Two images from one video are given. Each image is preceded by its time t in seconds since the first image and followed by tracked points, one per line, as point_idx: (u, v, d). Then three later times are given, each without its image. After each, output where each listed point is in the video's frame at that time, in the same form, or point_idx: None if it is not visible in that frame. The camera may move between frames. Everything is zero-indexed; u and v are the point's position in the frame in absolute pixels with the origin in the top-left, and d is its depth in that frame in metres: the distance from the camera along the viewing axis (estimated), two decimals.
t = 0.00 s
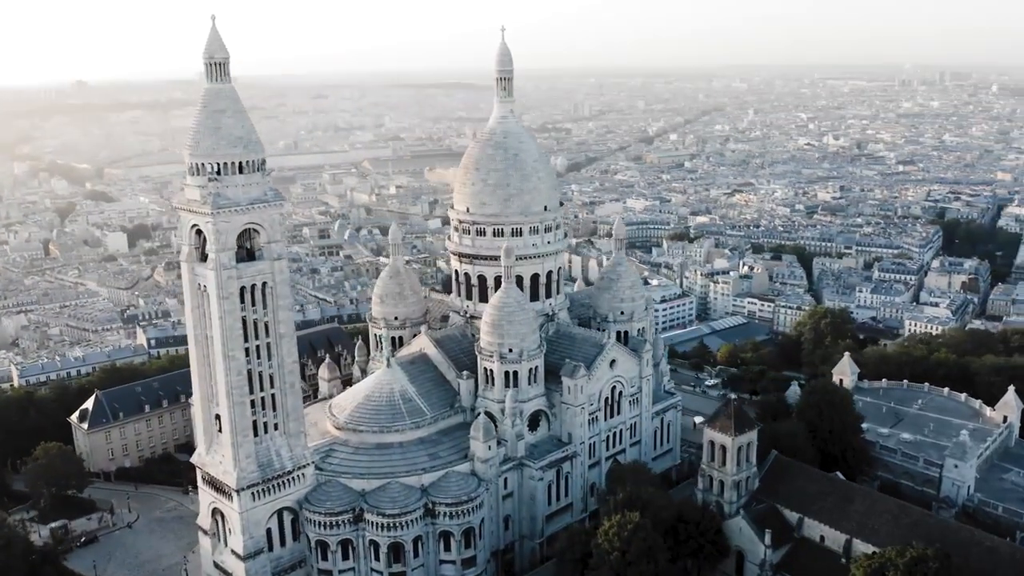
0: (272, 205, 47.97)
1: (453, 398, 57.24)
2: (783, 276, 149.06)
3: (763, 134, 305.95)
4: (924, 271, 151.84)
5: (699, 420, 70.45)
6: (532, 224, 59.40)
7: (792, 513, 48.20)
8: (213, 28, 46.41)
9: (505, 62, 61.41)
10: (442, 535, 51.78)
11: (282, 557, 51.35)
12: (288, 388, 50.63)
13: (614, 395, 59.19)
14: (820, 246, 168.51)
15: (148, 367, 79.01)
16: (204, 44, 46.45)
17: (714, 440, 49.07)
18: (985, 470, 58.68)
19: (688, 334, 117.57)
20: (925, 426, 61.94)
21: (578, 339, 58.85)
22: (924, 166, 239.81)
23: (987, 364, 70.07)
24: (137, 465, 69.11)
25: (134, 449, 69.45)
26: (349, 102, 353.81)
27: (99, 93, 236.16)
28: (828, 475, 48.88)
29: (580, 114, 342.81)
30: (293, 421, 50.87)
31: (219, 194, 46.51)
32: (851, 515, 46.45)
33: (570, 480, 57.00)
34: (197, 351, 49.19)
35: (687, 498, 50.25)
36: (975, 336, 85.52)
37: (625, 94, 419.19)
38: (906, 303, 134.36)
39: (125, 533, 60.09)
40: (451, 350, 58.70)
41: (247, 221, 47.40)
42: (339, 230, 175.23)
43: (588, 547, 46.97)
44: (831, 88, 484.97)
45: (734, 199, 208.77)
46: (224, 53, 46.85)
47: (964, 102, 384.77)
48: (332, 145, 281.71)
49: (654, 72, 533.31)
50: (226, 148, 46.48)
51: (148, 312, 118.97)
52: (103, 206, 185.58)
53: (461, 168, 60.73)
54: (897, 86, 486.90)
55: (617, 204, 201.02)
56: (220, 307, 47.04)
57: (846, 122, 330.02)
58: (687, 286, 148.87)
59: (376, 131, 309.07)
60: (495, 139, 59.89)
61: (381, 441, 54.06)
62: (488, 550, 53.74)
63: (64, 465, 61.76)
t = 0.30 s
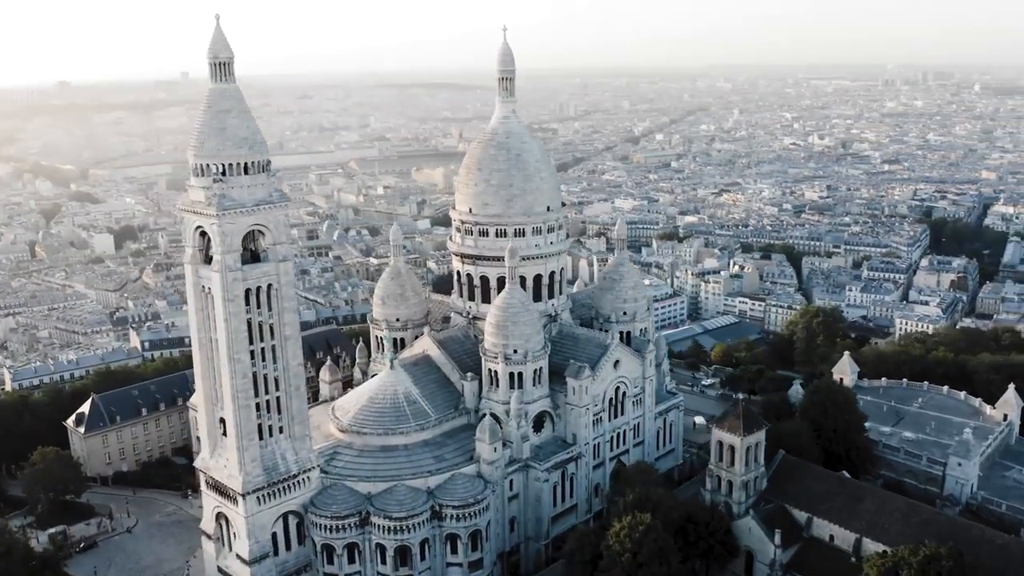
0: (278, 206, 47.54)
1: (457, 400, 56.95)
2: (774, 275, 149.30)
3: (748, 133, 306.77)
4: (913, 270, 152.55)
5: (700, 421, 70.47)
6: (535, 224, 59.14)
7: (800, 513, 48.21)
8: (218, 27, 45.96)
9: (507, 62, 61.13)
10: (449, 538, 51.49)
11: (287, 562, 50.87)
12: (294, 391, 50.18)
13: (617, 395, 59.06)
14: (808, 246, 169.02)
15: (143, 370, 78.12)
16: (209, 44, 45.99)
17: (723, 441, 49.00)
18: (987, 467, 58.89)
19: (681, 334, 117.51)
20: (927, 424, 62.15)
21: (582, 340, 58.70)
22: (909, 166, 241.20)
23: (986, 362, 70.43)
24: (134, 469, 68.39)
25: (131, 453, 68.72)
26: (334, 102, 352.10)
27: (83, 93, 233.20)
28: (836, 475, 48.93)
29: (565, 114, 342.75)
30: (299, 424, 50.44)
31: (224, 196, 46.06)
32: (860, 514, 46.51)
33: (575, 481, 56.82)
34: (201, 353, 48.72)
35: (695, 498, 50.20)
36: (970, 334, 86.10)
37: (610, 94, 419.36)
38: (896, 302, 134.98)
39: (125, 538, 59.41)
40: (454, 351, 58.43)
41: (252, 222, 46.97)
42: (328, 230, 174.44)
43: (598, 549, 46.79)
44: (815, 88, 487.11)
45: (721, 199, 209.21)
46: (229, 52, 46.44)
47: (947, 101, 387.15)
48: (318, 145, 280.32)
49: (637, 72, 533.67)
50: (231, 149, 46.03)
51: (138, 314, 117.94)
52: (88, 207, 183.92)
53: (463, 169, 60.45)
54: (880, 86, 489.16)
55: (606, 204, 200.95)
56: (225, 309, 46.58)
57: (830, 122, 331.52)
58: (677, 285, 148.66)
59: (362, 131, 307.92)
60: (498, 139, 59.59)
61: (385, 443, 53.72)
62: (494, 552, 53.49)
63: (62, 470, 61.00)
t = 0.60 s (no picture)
0: (283, 207, 47.05)
1: (461, 402, 56.61)
2: (764, 274, 149.59)
3: (733, 133, 307.47)
4: (901, 269, 153.36)
5: (700, 421, 70.50)
6: (538, 224, 58.90)
7: (809, 513, 48.20)
8: (222, 26, 45.45)
9: (509, 62, 60.85)
10: (455, 540, 51.13)
11: (293, 566, 50.37)
12: (299, 394, 49.70)
13: (621, 396, 58.88)
14: (797, 245, 169.58)
15: (138, 372, 77.27)
16: (213, 43, 45.49)
17: (731, 441, 48.93)
18: (989, 465, 58.99)
19: (673, 334, 117.42)
20: (928, 421, 62.35)
21: (585, 340, 58.52)
22: (894, 165, 242.54)
23: (984, 360, 70.69)
24: (131, 473, 67.70)
25: (128, 456, 68.05)
26: (318, 102, 350.16)
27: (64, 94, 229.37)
28: (844, 474, 48.97)
29: (551, 114, 342.39)
30: (304, 427, 49.99)
31: (230, 197, 45.53)
32: (870, 513, 46.54)
33: (580, 483, 56.61)
34: (206, 356, 48.25)
35: (703, 499, 50.08)
36: (964, 333, 86.67)
37: (594, 94, 419.29)
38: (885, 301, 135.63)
39: (124, 543, 58.76)
40: (457, 353, 58.10)
41: (258, 224, 46.48)
42: (316, 231, 173.53)
43: (608, 550, 46.59)
44: (798, 88, 488.95)
45: (709, 199, 209.59)
46: (233, 52, 45.94)
47: (930, 101, 389.65)
48: (303, 145, 278.64)
49: (621, 72, 533.89)
50: (237, 149, 45.54)
51: (127, 316, 116.73)
52: (73, 208, 182.05)
53: (465, 169, 60.09)
54: (863, 86, 491.36)
55: (594, 204, 200.83)
56: (231, 311, 46.10)
57: (815, 121, 332.90)
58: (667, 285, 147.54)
59: (347, 131, 306.47)
60: (500, 139, 59.28)
61: (390, 446, 53.36)
62: (500, 555, 53.21)
63: (59, 474, 60.27)
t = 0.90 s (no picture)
0: (290, 208, 46.60)
1: (465, 403, 56.25)
2: (754, 274, 149.84)
3: (719, 133, 308.13)
4: (890, 268, 154.21)
5: (700, 422, 70.61)
6: (541, 225, 58.63)
7: (818, 512, 48.17)
8: (227, 25, 45.05)
9: (511, 62, 60.68)
10: (463, 543, 50.84)
11: (299, 570, 49.93)
12: (305, 397, 49.23)
13: (625, 397, 58.72)
14: (786, 244, 170.09)
15: (133, 375, 76.49)
16: (218, 42, 45.10)
17: (740, 441, 48.87)
18: (991, 462, 59.02)
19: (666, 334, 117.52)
20: (929, 419, 62.46)
21: (589, 341, 58.35)
22: (880, 164, 243.91)
23: (982, 358, 70.94)
24: (129, 477, 67.02)
25: (125, 460, 67.37)
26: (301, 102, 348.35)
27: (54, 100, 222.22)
28: (851, 473, 49.01)
29: (536, 114, 342.11)
30: (310, 430, 49.55)
31: (236, 197, 45.09)
32: (879, 512, 46.57)
33: (585, 484, 56.40)
34: (211, 359, 47.76)
35: (712, 499, 49.99)
36: (958, 332, 87.13)
37: (579, 94, 419.33)
38: (875, 300, 136.31)
39: (125, 549, 58.13)
40: (461, 354, 57.76)
41: (264, 225, 46.05)
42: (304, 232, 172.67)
43: (618, 551, 46.44)
44: (782, 88, 490.80)
45: (696, 198, 210.05)
46: (238, 51, 45.61)
47: (912, 100, 392.32)
48: (288, 145, 277.13)
49: (605, 72, 534.05)
50: (243, 149, 45.12)
51: (117, 318, 115.69)
52: (58, 210, 180.45)
53: (468, 170, 59.77)
54: (846, 86, 493.37)
55: (582, 205, 200.77)
56: (237, 313, 45.64)
57: (799, 121, 334.23)
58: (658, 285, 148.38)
59: (332, 131, 305.17)
60: (503, 139, 59.01)
61: (395, 448, 53.01)
62: (507, 557, 52.95)
63: (57, 480, 59.55)
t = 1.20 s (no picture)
0: (296, 210, 46.17)
1: (470, 405, 55.98)
2: (744, 273, 150.10)
3: (704, 133, 308.90)
4: (879, 267, 154.99)
5: (700, 422, 70.57)
6: (544, 225, 58.42)
7: (827, 512, 48.19)
8: (233, 25, 44.52)
9: (513, 63, 60.47)
10: (470, 545, 50.55)
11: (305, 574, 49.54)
12: (311, 400, 48.81)
13: (629, 397, 58.61)
14: (775, 243, 170.57)
15: (129, 378, 75.75)
16: (224, 42, 44.56)
17: (748, 441, 48.80)
18: (993, 461, 59.14)
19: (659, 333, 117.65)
20: (930, 418, 62.53)
21: (593, 342, 58.23)
22: (865, 164, 245.35)
23: (979, 356, 71.18)
24: (127, 482, 66.34)
25: (123, 465, 66.68)
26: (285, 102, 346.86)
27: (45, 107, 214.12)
28: (860, 472, 49.02)
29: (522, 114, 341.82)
30: (316, 433, 49.12)
31: (242, 199, 44.62)
32: (888, 510, 46.63)
33: (591, 485, 56.24)
34: (216, 362, 47.28)
35: (720, 500, 49.92)
36: (952, 330, 87.58)
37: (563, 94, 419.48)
38: (866, 298, 136.95)
39: (125, 554, 57.50)
40: (465, 355, 57.48)
41: (270, 227, 45.60)
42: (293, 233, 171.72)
43: (628, 552, 46.35)
44: (766, 88, 492.78)
45: (684, 198, 210.45)
46: (244, 51, 45.08)
47: (895, 100, 394.96)
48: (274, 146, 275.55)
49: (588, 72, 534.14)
50: (249, 151, 44.62)
51: (106, 321, 114.59)
52: (43, 212, 178.80)
53: (470, 170, 59.49)
54: (830, 85, 495.86)
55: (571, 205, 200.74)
56: (244, 316, 45.16)
57: (784, 121, 335.71)
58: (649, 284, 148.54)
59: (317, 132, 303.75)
60: (506, 139, 58.72)
61: (400, 451, 52.68)
62: (513, 559, 52.73)
63: (56, 485, 58.80)
